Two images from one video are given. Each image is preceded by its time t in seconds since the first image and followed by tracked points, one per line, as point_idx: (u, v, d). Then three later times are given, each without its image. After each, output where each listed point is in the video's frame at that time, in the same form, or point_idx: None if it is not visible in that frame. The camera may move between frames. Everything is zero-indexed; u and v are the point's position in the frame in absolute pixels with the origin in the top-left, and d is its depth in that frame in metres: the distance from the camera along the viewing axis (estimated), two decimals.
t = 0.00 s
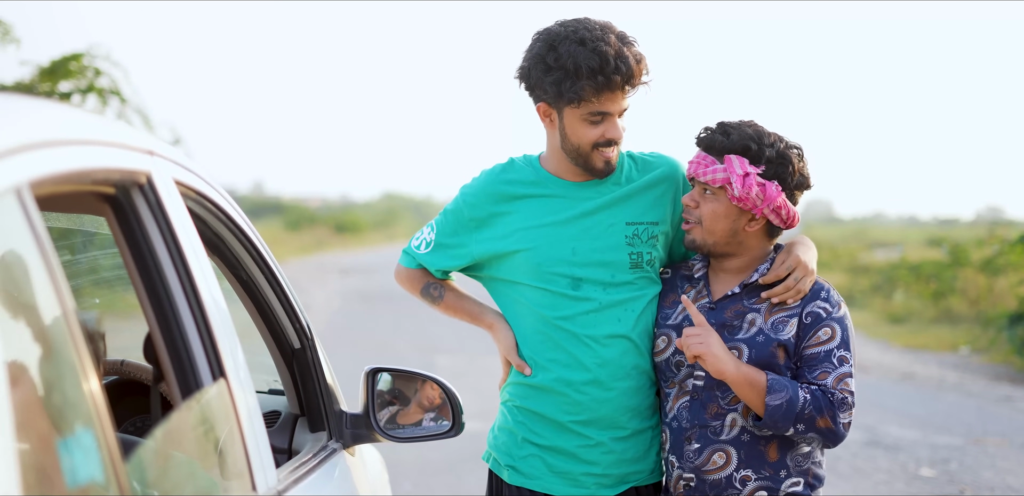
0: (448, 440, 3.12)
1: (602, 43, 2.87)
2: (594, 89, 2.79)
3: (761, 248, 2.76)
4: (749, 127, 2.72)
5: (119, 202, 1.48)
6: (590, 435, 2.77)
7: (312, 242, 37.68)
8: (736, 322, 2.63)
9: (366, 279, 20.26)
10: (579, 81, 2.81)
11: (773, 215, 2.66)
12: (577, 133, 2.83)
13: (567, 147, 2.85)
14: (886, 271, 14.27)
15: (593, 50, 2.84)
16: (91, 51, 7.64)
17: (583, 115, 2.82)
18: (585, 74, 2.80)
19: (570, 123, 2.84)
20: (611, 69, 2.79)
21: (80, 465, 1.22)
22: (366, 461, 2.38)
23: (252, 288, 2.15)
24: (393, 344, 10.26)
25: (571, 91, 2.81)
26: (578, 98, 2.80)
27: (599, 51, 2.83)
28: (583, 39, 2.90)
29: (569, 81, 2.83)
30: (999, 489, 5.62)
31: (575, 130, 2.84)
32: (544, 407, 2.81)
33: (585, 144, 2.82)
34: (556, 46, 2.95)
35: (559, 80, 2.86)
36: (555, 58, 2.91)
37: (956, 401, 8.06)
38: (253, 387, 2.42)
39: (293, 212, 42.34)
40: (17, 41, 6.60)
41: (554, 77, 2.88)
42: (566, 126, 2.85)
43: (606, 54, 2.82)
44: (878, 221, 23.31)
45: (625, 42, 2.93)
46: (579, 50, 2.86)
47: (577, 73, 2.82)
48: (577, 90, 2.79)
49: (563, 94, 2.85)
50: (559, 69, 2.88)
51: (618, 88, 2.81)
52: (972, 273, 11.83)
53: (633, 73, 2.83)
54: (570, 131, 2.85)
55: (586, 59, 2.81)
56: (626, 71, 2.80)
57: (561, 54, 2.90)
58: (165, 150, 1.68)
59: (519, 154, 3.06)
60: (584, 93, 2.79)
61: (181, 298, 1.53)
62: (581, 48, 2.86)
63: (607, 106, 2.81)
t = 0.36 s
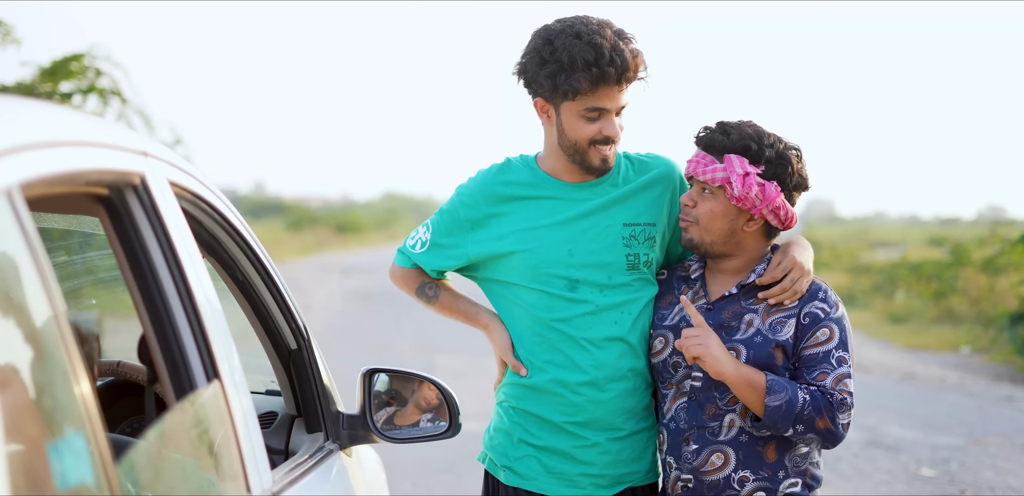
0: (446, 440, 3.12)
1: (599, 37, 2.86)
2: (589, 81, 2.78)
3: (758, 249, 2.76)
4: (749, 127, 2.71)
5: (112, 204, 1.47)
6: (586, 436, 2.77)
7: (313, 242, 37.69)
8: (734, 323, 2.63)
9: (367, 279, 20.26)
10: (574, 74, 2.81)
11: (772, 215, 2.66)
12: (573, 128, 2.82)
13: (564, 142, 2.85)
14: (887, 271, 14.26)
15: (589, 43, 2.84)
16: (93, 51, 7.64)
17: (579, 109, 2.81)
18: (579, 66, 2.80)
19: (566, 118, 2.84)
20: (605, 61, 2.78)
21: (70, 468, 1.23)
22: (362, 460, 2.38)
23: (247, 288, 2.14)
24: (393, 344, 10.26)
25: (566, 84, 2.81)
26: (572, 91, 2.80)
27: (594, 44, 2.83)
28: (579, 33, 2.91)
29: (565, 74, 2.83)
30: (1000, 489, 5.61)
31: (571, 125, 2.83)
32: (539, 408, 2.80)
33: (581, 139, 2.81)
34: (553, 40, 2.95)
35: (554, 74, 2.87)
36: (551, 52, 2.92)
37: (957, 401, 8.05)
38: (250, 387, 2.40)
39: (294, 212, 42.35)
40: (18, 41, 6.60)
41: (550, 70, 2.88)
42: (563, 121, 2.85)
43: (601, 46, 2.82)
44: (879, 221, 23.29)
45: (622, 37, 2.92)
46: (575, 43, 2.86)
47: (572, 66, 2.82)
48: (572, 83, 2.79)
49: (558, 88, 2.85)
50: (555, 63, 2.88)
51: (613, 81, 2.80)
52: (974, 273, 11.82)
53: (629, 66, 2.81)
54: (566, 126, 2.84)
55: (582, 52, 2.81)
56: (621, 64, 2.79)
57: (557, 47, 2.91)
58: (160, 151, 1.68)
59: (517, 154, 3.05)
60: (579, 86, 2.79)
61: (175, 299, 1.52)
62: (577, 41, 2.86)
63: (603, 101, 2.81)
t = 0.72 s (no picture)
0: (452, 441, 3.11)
1: (611, 40, 2.85)
2: (600, 85, 2.78)
3: (766, 249, 2.75)
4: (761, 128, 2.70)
5: (118, 204, 1.47)
6: (593, 435, 2.76)
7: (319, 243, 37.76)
8: (741, 323, 2.62)
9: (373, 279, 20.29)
10: (586, 78, 2.80)
11: (780, 218, 2.64)
12: (583, 130, 2.82)
13: (573, 144, 2.84)
14: (895, 271, 14.22)
15: (601, 47, 2.83)
16: (101, 51, 7.65)
17: (590, 112, 2.80)
18: (591, 70, 2.79)
19: (576, 120, 2.83)
20: (618, 66, 2.77)
21: (75, 466, 1.21)
22: (368, 460, 2.38)
23: (254, 288, 2.14)
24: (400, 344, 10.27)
25: (577, 87, 2.81)
26: (583, 94, 2.79)
27: (607, 48, 2.82)
28: (592, 36, 2.90)
29: (576, 77, 2.83)
30: (1008, 490, 5.58)
31: (581, 128, 2.82)
32: (546, 408, 2.80)
33: (591, 142, 2.81)
34: (565, 43, 2.94)
35: (566, 76, 2.86)
36: (563, 54, 2.91)
37: (965, 402, 8.02)
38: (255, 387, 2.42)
39: (301, 213, 42.42)
40: (26, 42, 6.62)
41: (560, 73, 2.88)
42: (573, 123, 2.84)
43: (614, 50, 2.81)
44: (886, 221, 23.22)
45: (634, 41, 2.91)
46: (587, 46, 2.85)
47: (584, 70, 2.81)
48: (583, 86, 2.79)
49: (570, 90, 2.84)
50: (567, 65, 2.87)
51: (624, 86, 2.79)
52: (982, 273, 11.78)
53: (640, 71, 2.80)
54: (576, 128, 2.84)
55: (594, 55, 2.80)
56: (633, 69, 2.78)
57: (569, 50, 2.90)
58: (166, 151, 1.68)
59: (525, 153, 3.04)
60: (590, 90, 2.78)
61: (181, 298, 1.52)
62: (589, 44, 2.86)
63: (614, 105, 2.80)
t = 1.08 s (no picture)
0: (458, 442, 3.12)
1: (645, 39, 2.87)
2: (618, 71, 2.77)
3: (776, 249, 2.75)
4: (770, 133, 2.71)
5: (127, 206, 1.48)
6: (602, 436, 2.76)
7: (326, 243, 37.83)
8: (750, 324, 2.62)
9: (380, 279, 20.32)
10: (607, 60, 2.80)
11: (799, 217, 2.68)
12: (589, 115, 2.82)
13: (578, 127, 2.85)
14: (902, 272, 14.18)
15: (633, 40, 2.85)
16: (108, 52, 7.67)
17: (601, 98, 2.80)
18: (614, 55, 2.79)
19: (588, 102, 2.83)
20: (641, 60, 2.77)
21: (84, 467, 1.23)
22: (376, 462, 2.39)
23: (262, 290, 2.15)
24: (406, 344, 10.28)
25: (597, 66, 2.80)
26: (598, 74, 2.79)
27: (639, 42, 2.83)
28: (629, 30, 2.91)
29: (597, 58, 2.83)
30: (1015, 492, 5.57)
31: (589, 112, 2.83)
32: (553, 409, 2.80)
33: (592, 131, 2.81)
34: (603, 29, 2.96)
35: (589, 54, 2.87)
36: (596, 37, 2.92)
37: (973, 403, 8.00)
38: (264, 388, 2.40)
39: (307, 213, 42.50)
40: (34, 43, 6.65)
41: (586, 50, 2.88)
42: (584, 104, 2.85)
43: (643, 47, 2.81)
44: (893, 222, 23.16)
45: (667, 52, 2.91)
46: (622, 36, 2.86)
47: (607, 53, 2.82)
48: (602, 66, 2.78)
49: (588, 71, 2.84)
50: (596, 46, 2.88)
51: (640, 82, 2.78)
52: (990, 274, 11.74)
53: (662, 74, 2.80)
54: (585, 112, 2.84)
55: (623, 44, 2.81)
56: (651, 68, 2.77)
57: (604, 35, 2.92)
58: (174, 153, 1.68)
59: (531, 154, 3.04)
60: (609, 72, 2.77)
61: (189, 299, 1.53)
62: (624, 34, 2.87)
63: (624, 100, 2.79)
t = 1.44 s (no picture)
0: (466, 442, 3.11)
1: (657, 39, 2.84)
2: (633, 75, 2.74)
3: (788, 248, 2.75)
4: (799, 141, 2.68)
5: (135, 205, 1.47)
6: (605, 434, 2.75)
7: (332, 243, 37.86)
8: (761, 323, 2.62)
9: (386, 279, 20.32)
10: (622, 63, 2.78)
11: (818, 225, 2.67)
12: (605, 117, 2.79)
13: (595, 130, 2.82)
14: (909, 272, 14.14)
15: (646, 41, 2.82)
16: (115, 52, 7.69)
17: (617, 100, 2.77)
18: (629, 58, 2.77)
19: (602, 106, 2.80)
20: (654, 60, 2.75)
21: (93, 466, 1.22)
22: (383, 462, 2.38)
23: (269, 289, 2.14)
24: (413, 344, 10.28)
25: (610, 70, 2.78)
26: (614, 78, 2.77)
27: (650, 43, 2.81)
28: (641, 31, 2.89)
29: (613, 60, 2.81)
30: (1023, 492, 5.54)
31: (605, 114, 2.79)
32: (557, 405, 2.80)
33: (609, 132, 2.78)
34: (613, 31, 2.93)
35: (603, 58, 2.84)
36: (609, 40, 2.90)
37: (980, 403, 7.97)
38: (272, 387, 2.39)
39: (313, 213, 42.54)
40: (41, 43, 6.66)
41: (601, 53, 2.86)
42: (599, 108, 2.82)
43: (656, 47, 2.79)
44: (900, 222, 23.09)
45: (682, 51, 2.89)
46: (633, 37, 2.84)
47: (622, 56, 2.79)
48: (617, 70, 2.76)
49: (603, 73, 2.81)
50: (608, 49, 2.86)
51: (656, 82, 2.74)
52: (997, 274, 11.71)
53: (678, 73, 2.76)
54: (601, 115, 2.81)
55: (634, 46, 2.79)
56: (667, 68, 2.74)
57: (616, 37, 2.89)
58: (182, 151, 1.68)
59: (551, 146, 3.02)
60: (622, 76, 2.75)
61: (196, 296, 1.52)
62: (635, 36, 2.85)
63: (640, 101, 2.76)
